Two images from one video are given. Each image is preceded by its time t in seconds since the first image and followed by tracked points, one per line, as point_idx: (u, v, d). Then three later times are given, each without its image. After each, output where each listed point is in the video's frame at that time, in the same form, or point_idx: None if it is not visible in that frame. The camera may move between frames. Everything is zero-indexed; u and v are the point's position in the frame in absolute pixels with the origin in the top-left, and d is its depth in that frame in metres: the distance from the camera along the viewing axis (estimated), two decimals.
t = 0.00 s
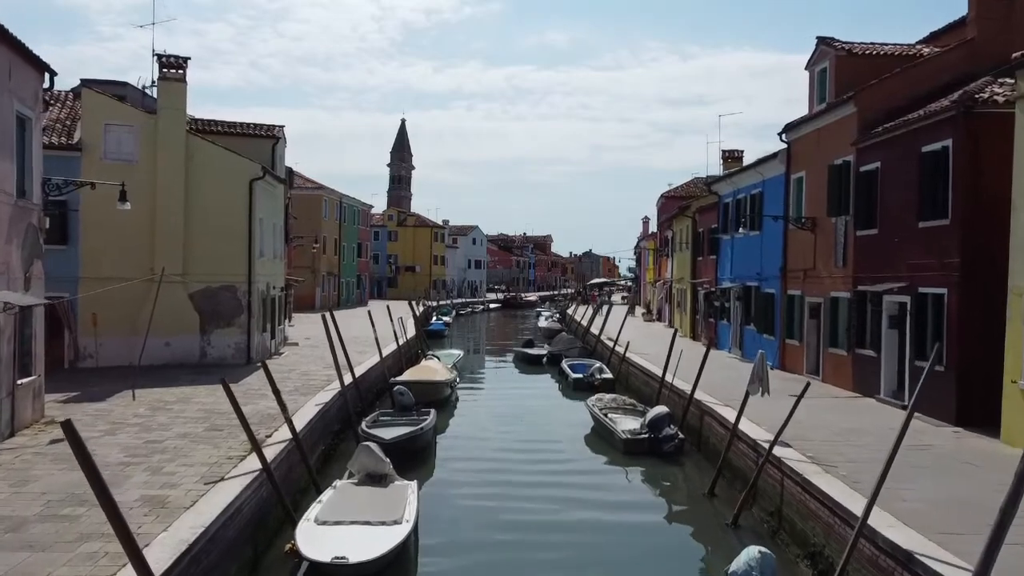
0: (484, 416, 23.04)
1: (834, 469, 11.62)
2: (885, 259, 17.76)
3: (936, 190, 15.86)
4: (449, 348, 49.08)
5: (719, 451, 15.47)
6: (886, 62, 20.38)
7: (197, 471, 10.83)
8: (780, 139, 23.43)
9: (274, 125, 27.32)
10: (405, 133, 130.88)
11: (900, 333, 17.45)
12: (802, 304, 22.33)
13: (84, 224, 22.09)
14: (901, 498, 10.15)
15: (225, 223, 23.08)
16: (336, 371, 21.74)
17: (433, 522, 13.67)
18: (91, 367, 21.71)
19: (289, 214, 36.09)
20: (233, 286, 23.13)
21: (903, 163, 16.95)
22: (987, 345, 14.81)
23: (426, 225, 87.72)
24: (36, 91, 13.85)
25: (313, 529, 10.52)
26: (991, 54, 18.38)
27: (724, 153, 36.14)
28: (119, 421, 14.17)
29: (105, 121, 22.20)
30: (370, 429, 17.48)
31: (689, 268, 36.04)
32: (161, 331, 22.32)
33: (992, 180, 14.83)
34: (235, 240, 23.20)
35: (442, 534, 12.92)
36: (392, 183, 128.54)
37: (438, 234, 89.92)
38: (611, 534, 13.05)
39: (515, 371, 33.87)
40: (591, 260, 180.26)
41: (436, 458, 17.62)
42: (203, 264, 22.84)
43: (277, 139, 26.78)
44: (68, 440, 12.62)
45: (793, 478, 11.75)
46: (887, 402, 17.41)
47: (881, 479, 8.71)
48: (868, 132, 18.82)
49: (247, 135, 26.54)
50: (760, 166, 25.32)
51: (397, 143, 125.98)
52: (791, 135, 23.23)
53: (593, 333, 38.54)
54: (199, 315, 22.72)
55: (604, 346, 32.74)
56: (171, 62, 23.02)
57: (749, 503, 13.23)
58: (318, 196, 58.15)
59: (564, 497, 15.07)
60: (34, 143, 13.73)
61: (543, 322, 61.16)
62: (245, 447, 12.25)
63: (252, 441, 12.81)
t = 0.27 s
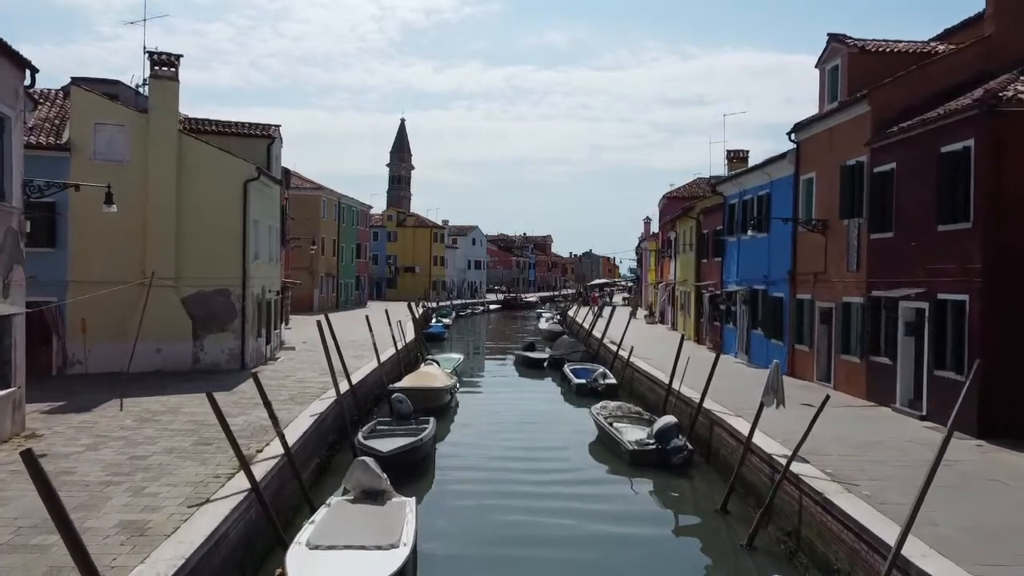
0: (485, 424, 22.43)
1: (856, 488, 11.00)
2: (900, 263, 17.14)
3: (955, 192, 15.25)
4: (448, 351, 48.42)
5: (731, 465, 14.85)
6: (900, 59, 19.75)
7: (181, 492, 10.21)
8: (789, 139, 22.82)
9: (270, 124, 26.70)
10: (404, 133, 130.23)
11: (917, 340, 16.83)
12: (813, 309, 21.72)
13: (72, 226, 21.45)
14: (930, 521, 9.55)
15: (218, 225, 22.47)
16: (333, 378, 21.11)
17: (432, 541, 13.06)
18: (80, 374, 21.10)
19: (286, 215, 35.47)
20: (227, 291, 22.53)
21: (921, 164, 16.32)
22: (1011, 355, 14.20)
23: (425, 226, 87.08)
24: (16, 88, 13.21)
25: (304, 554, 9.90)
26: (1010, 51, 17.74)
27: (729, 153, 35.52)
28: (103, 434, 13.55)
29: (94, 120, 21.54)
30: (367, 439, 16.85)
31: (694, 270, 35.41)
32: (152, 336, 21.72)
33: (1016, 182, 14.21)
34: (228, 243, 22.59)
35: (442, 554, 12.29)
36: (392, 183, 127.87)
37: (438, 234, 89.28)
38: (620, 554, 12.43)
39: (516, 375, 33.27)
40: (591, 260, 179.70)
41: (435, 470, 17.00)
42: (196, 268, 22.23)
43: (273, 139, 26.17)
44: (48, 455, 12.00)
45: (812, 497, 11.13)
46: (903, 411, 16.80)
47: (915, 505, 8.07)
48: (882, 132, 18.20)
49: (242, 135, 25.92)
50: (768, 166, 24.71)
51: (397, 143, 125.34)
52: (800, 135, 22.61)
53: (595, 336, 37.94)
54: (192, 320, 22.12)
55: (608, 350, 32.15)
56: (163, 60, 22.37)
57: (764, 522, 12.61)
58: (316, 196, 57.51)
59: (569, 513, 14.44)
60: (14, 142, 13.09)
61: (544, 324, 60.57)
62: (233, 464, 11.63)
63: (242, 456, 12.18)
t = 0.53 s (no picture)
0: (486, 433, 21.80)
1: (882, 512, 10.36)
2: (917, 269, 16.52)
3: (978, 195, 14.64)
4: (448, 355, 47.78)
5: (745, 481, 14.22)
6: (915, 57, 19.11)
7: (164, 517, 9.57)
8: (798, 140, 22.18)
9: (266, 124, 26.06)
10: (403, 133, 129.59)
11: (935, 348, 16.20)
12: (823, 315, 21.10)
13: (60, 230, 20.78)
14: (965, 550, 8.92)
15: (212, 228, 21.85)
16: (329, 387, 20.48)
17: (430, 554, 12.62)
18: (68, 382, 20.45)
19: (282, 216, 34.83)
20: (220, 296, 21.90)
21: (940, 166, 15.70)
22: None
23: (425, 226, 86.43)
24: None
25: None
26: None
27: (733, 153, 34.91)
28: (86, 450, 12.91)
29: (83, 120, 20.87)
30: (364, 452, 16.21)
31: (698, 273, 34.80)
32: (143, 343, 21.09)
33: None
34: (222, 246, 21.96)
35: None
36: (391, 183, 127.20)
37: (438, 235, 88.64)
38: None
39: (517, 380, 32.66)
40: (591, 260, 179.15)
41: (434, 484, 16.36)
42: (189, 272, 21.60)
43: (268, 139, 25.54)
44: (26, 474, 11.37)
45: (834, 521, 10.50)
46: (921, 423, 16.17)
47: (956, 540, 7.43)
48: (897, 133, 17.57)
49: (236, 135, 25.27)
50: (776, 168, 24.09)
51: (396, 143, 124.69)
52: (810, 135, 21.98)
53: (597, 339, 37.33)
54: (184, 326, 21.49)
55: (611, 355, 31.53)
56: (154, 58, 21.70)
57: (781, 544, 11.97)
58: (315, 197, 56.88)
59: (575, 531, 13.80)
60: None
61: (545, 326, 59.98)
62: (221, 485, 10.99)
63: (231, 476, 11.53)
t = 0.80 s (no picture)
0: (487, 444, 21.15)
1: (911, 543, 9.70)
2: (937, 278, 15.87)
3: (1004, 202, 14.00)
4: (448, 358, 47.14)
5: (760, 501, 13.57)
6: (931, 58, 18.51)
7: (143, 551, 8.91)
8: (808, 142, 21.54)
9: (260, 126, 25.43)
10: (402, 134, 128.92)
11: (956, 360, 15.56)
12: (835, 323, 20.44)
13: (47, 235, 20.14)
14: None
15: (204, 233, 21.19)
16: (324, 398, 19.82)
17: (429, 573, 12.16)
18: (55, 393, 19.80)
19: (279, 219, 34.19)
20: (213, 303, 21.23)
21: (962, 170, 15.05)
22: None
23: (424, 228, 85.76)
24: None
25: None
26: None
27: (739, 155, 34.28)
28: (66, 471, 12.25)
29: (71, 122, 20.23)
30: (360, 469, 15.54)
31: (702, 277, 34.17)
32: (133, 352, 20.43)
33: None
34: (215, 252, 21.29)
35: None
36: (391, 182, 126.52)
37: (438, 236, 87.96)
38: None
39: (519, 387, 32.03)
40: (591, 261, 178.51)
41: (433, 503, 15.69)
42: (181, 279, 20.94)
43: (262, 141, 24.90)
44: None
45: (861, 552, 9.84)
46: (941, 438, 15.52)
47: None
48: (915, 136, 16.93)
49: (230, 137, 24.62)
50: (785, 171, 23.44)
51: (395, 143, 124.00)
52: (820, 138, 21.34)
53: (599, 344, 36.70)
54: (175, 335, 20.83)
55: (614, 362, 30.90)
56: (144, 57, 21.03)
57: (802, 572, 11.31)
58: (313, 199, 56.20)
59: (581, 554, 13.13)
60: None
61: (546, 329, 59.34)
62: (206, 512, 10.32)
63: (217, 501, 10.85)
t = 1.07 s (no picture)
0: (487, 460, 20.48)
1: None
2: (957, 292, 15.23)
3: None
4: (447, 364, 46.49)
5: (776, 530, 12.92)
6: (948, 61, 17.84)
7: None
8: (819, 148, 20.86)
9: (254, 130, 24.74)
10: (401, 133, 128.21)
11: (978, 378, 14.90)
12: (848, 336, 19.79)
13: (32, 245, 19.48)
14: None
15: (195, 242, 20.51)
16: (319, 414, 19.14)
17: None
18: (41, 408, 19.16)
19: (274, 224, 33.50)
20: (205, 313, 20.56)
21: (986, 180, 14.39)
22: None
23: (424, 229, 85.03)
24: None
25: None
26: None
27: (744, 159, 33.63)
28: (43, 501, 11.56)
29: (57, 127, 19.54)
30: (355, 492, 14.84)
31: (707, 284, 33.51)
32: (122, 365, 19.79)
33: None
34: (206, 261, 20.60)
35: None
36: (390, 182, 125.80)
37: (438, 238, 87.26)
38: None
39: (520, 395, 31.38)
40: (591, 262, 178.00)
41: (432, 527, 15.00)
42: (171, 289, 20.28)
43: (257, 145, 24.22)
44: None
45: None
46: (962, 459, 14.87)
47: None
48: (934, 142, 16.26)
49: (223, 141, 23.93)
50: (795, 177, 22.77)
51: (395, 143, 123.25)
52: (832, 143, 20.66)
53: (601, 351, 36.06)
54: (166, 347, 20.18)
55: (617, 371, 30.25)
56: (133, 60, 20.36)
57: None
58: (311, 200, 55.47)
59: None
60: None
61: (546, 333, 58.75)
62: (189, 551, 9.64)
63: (201, 538, 10.16)
